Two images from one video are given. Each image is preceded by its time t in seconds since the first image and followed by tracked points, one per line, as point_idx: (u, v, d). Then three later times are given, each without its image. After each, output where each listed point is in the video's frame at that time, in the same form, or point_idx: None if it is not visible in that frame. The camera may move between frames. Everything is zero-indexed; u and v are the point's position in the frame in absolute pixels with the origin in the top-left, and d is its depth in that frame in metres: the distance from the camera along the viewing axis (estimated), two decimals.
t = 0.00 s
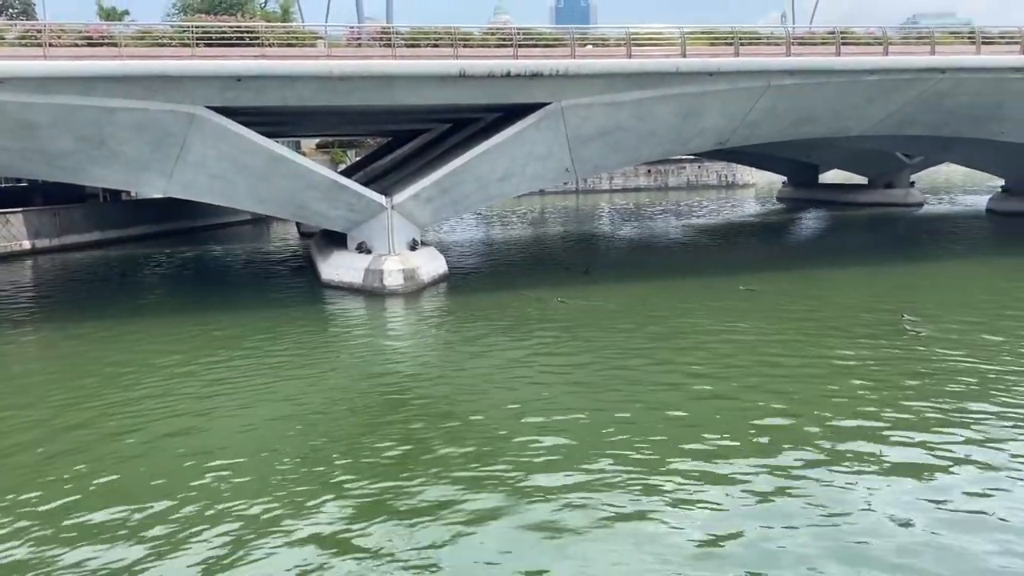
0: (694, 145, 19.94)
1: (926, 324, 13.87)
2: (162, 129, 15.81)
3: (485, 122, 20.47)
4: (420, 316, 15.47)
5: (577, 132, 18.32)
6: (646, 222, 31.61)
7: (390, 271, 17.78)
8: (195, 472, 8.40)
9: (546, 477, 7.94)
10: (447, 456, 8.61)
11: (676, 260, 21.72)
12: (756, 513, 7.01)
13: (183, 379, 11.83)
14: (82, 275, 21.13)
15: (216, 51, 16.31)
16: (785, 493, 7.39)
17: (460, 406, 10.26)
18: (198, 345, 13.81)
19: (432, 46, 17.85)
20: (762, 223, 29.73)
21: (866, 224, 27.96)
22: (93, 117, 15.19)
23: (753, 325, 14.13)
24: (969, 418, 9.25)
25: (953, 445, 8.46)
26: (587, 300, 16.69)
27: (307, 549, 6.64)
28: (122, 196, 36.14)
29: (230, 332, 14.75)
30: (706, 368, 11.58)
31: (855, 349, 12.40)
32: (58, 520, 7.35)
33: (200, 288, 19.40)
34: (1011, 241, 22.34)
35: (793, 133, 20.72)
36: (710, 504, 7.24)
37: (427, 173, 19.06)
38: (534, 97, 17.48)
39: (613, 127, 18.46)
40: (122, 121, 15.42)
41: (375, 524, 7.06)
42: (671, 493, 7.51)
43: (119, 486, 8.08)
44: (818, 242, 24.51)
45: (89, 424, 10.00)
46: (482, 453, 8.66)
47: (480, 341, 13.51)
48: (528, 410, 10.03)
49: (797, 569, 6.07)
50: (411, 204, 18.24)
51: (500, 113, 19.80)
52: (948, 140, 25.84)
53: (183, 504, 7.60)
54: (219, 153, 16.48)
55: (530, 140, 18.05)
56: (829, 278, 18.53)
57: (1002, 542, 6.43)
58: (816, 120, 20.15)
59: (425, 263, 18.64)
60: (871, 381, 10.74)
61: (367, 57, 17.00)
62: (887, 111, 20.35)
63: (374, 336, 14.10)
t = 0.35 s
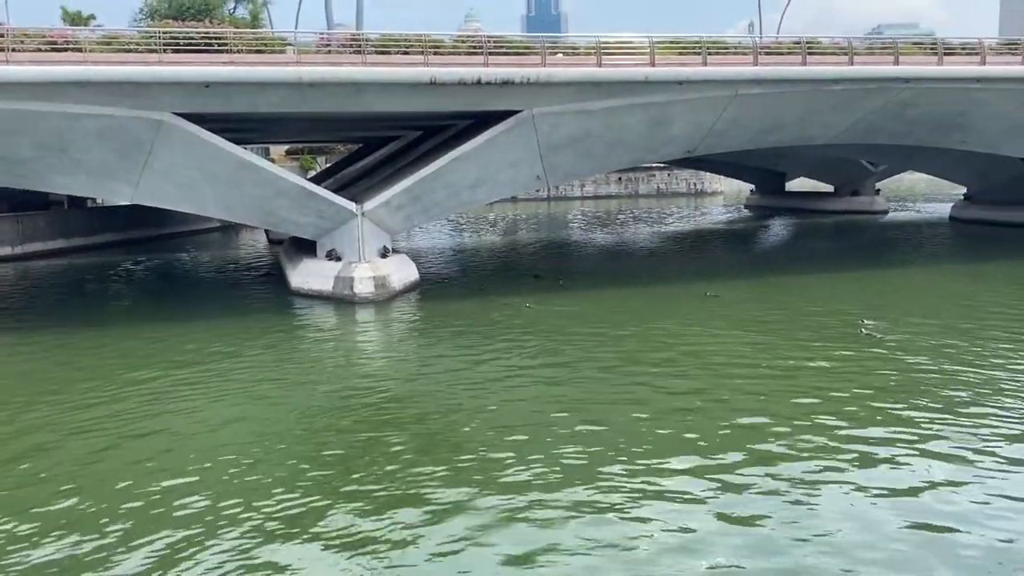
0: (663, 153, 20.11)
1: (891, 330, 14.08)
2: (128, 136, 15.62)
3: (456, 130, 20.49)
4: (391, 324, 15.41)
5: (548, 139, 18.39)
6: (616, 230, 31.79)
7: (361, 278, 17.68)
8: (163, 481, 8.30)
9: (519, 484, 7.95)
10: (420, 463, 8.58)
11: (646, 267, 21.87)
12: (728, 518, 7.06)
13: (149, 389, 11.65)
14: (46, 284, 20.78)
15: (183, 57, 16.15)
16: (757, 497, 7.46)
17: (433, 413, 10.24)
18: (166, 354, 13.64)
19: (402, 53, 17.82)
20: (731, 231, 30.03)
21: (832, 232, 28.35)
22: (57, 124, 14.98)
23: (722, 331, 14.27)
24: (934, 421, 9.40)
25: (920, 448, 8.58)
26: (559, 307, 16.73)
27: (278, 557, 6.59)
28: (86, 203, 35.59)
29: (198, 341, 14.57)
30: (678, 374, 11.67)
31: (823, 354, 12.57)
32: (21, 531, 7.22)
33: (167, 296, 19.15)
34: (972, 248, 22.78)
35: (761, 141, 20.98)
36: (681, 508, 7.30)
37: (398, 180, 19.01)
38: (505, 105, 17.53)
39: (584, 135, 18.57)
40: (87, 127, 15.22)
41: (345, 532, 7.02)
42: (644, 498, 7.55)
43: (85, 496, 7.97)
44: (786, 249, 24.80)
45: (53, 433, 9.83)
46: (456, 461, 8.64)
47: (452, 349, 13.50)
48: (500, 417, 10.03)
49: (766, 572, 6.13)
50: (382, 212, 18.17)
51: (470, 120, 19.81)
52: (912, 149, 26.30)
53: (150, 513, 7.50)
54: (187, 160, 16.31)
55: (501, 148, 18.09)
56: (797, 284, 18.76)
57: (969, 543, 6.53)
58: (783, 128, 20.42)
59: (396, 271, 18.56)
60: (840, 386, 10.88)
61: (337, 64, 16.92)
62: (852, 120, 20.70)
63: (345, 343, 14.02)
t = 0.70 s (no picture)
0: (637, 163, 20.29)
1: (861, 338, 14.28)
2: (98, 145, 15.47)
3: (431, 139, 20.52)
4: (365, 334, 15.36)
5: (522, 149, 18.47)
6: (590, 239, 31.96)
7: (334, 288, 17.60)
8: (134, 492, 8.21)
9: (495, 491, 7.96)
10: (395, 471, 8.56)
11: (620, 276, 22.00)
12: (702, 523, 7.11)
13: (120, 399, 11.49)
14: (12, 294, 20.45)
15: (154, 65, 16.04)
16: (730, 503, 7.53)
17: (408, 421, 10.22)
18: (136, 365, 13.48)
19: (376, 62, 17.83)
20: (703, 240, 30.30)
21: (802, 241, 28.71)
22: (25, 132, 14.80)
23: (695, 339, 14.40)
24: (903, 427, 9.54)
25: (889, 453, 8.71)
26: (533, 316, 16.78)
27: (251, 567, 6.54)
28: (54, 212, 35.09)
29: (169, 351, 14.41)
30: (652, 381, 11.75)
31: (794, 361, 12.73)
32: None
33: (137, 306, 18.93)
34: (939, 258, 23.18)
35: (733, 151, 21.25)
36: (656, 514, 7.35)
37: (372, 190, 18.99)
38: (479, 115, 17.60)
39: (558, 145, 18.69)
40: (56, 136, 15.05)
41: (319, 540, 6.98)
42: (618, 504, 7.59)
43: (53, 508, 7.86)
44: (757, 258, 25.08)
45: (20, 445, 9.68)
46: (431, 468, 8.63)
47: (427, 358, 13.49)
48: (476, 425, 10.04)
49: None
50: (355, 221, 18.12)
51: (445, 129, 19.84)
52: (880, 160, 26.75)
53: (121, 524, 7.42)
54: (158, 169, 16.17)
55: (475, 157, 18.15)
56: (769, 293, 18.97)
57: (937, 546, 6.63)
58: (755, 139, 20.69)
59: (370, 280, 18.50)
60: (812, 393, 11.01)
61: (311, 72, 16.87)
62: (822, 131, 21.02)
63: (319, 353, 13.95)
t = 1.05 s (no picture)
0: (615, 172, 20.34)
1: (838, 347, 14.35)
2: (71, 152, 15.27)
3: (409, 148, 20.44)
4: (342, 343, 15.22)
5: (500, 158, 18.45)
6: (568, 249, 31.99)
7: (310, 297, 17.44)
8: (104, 504, 8.06)
9: (472, 501, 7.89)
10: (371, 482, 8.46)
11: (598, 286, 22.00)
12: (679, 533, 7.08)
13: (91, 410, 11.31)
14: None
15: (129, 72, 15.87)
16: (708, 512, 7.51)
17: (385, 432, 10.11)
18: (108, 375, 13.27)
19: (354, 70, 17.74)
20: (680, 250, 30.43)
21: (779, 252, 28.90)
22: None
23: (673, 349, 14.41)
24: (880, 437, 9.57)
25: (866, 462, 8.73)
26: (512, 325, 16.71)
27: None
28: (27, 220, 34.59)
29: (143, 361, 14.22)
30: (630, 391, 11.72)
31: (772, 371, 12.75)
32: None
33: (110, 316, 18.66)
34: (913, 268, 23.41)
35: (710, 161, 21.37)
36: (634, 523, 7.31)
37: (350, 199, 18.87)
38: (457, 124, 17.57)
39: (537, 154, 18.71)
40: (28, 142, 14.84)
41: (293, 551, 6.88)
42: (597, 513, 7.54)
43: (20, 521, 7.70)
44: (735, 268, 25.21)
45: None
46: (408, 479, 8.54)
47: (404, 368, 13.38)
48: (453, 435, 9.95)
49: None
50: (332, 230, 17.99)
51: (423, 138, 19.79)
52: (855, 171, 27.00)
53: (90, 537, 7.28)
54: (132, 177, 16.00)
55: (453, 166, 18.10)
56: (746, 303, 19.05)
57: (914, 553, 6.64)
58: (732, 149, 20.83)
59: (347, 290, 18.36)
60: (790, 402, 11.03)
61: (288, 80, 16.76)
62: (798, 142, 21.19)
63: (295, 363, 13.81)
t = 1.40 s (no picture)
0: (598, 182, 20.47)
1: (819, 356, 14.46)
2: (52, 158, 15.17)
3: (393, 156, 20.44)
4: (325, 351, 15.17)
5: (484, 167, 18.50)
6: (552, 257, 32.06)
7: (293, 304, 17.34)
8: (83, 512, 7.97)
9: (456, 508, 7.85)
10: (354, 489, 8.42)
11: (582, 294, 22.07)
12: (662, 538, 7.08)
13: (68, 418, 11.18)
14: None
15: (111, 78, 15.78)
16: (691, 518, 7.51)
17: (367, 439, 10.08)
18: (89, 383, 13.15)
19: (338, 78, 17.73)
20: (663, 259, 30.57)
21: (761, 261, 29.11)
22: None
23: (656, 357, 14.47)
24: (861, 443, 9.64)
25: (848, 469, 8.77)
26: (496, 333, 16.73)
27: None
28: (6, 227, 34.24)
29: (122, 369, 14.07)
30: (614, 399, 11.75)
31: (754, 379, 12.84)
32: None
33: (90, 323, 18.50)
34: (893, 278, 23.65)
35: (693, 171, 21.54)
36: (618, 529, 7.30)
37: (334, 206, 18.82)
38: (442, 133, 17.59)
39: (521, 163, 18.77)
40: (9, 148, 14.73)
41: (275, 559, 6.83)
42: (580, 519, 7.53)
43: None
44: (717, 277, 25.36)
45: None
46: (392, 486, 8.50)
47: (388, 375, 13.37)
48: (437, 442, 9.94)
49: None
50: (316, 238, 17.91)
51: (408, 146, 19.78)
52: (836, 181, 27.25)
53: (69, 546, 7.19)
54: (113, 183, 15.89)
55: (437, 175, 18.13)
56: (728, 311, 19.17)
57: (894, 558, 6.68)
58: (715, 159, 21.00)
59: (330, 297, 18.29)
60: (771, 410, 11.10)
61: (272, 87, 16.72)
62: (780, 153, 21.39)
63: (278, 370, 13.75)
